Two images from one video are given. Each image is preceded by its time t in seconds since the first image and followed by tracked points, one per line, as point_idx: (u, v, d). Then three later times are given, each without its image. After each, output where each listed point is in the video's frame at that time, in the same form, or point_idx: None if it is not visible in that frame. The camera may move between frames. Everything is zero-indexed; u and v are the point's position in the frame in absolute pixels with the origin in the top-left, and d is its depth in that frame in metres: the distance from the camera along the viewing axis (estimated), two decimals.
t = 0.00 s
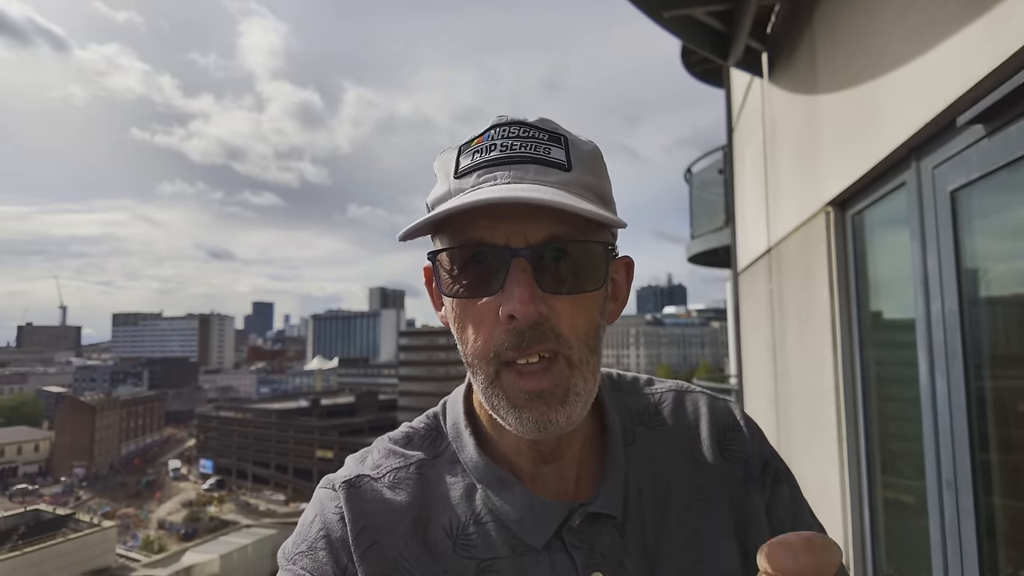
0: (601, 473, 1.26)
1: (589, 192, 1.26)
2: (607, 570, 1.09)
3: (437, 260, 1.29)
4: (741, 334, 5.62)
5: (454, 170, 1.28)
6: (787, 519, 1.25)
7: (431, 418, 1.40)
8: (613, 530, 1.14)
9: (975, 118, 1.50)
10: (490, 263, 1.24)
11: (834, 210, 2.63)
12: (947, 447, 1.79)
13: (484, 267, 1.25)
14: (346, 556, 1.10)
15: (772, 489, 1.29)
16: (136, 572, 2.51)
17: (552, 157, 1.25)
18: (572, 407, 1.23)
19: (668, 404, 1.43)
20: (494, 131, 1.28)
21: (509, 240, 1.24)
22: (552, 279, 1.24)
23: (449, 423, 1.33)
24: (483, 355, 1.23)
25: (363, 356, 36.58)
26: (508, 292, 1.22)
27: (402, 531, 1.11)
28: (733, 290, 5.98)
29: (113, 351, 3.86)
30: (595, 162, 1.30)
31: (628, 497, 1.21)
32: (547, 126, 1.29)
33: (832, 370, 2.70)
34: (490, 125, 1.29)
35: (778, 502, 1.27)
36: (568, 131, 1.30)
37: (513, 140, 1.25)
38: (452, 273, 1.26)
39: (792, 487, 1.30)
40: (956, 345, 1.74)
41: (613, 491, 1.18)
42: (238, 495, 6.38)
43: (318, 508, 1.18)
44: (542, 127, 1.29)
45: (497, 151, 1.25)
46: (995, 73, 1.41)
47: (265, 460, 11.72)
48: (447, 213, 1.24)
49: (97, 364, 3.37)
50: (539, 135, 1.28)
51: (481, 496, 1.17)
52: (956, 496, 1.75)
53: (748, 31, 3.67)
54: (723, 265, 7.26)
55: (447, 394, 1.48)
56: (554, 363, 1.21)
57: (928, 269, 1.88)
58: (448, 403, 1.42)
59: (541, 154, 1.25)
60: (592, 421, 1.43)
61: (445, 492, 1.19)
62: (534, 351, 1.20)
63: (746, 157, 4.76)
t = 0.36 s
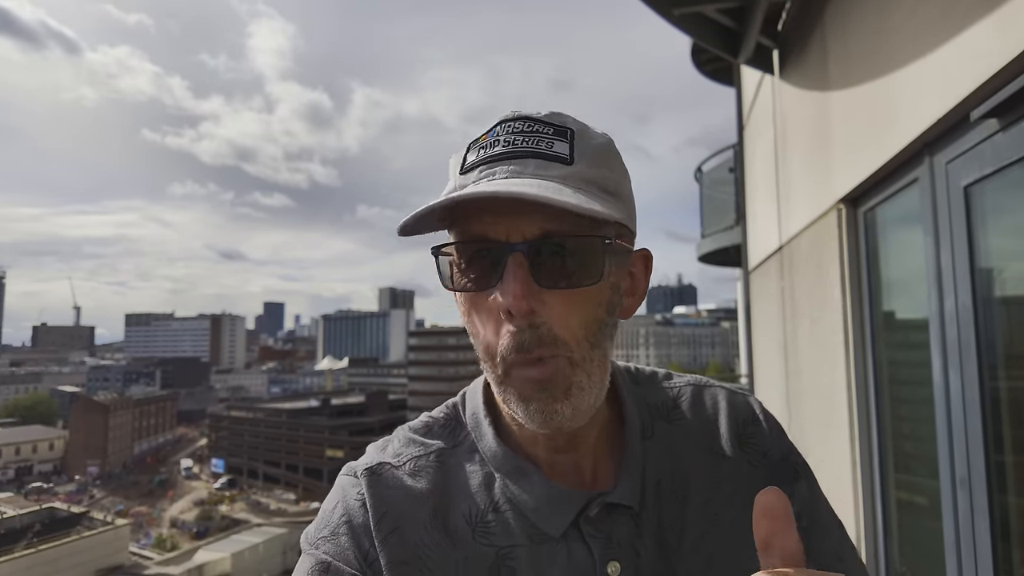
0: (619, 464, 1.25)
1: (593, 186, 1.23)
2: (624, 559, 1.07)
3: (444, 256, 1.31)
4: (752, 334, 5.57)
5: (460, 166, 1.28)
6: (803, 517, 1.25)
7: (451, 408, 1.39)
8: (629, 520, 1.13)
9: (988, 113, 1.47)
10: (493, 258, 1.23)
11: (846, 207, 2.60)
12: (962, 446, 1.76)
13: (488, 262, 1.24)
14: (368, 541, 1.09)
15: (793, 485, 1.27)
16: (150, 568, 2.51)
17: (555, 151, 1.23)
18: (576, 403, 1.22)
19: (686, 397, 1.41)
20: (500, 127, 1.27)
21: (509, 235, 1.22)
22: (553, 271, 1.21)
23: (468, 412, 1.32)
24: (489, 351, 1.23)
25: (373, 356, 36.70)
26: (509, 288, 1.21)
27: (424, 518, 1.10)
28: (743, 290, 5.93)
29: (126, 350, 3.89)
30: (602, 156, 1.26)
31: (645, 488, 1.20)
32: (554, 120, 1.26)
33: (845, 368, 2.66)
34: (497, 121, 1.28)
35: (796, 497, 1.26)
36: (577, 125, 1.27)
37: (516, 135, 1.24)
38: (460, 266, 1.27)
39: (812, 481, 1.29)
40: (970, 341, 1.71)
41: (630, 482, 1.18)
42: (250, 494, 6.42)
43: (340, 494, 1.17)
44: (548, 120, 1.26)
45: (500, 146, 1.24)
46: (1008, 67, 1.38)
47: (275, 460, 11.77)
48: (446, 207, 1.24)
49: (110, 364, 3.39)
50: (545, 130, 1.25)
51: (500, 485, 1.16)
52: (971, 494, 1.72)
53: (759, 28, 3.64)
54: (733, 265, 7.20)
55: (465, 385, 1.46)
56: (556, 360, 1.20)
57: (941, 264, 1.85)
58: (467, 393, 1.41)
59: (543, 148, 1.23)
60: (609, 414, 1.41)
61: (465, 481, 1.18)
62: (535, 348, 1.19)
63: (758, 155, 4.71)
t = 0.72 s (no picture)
0: (645, 470, 1.19)
1: (487, 208, 1.11)
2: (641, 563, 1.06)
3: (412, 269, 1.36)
4: (760, 334, 5.54)
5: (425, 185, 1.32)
6: (846, 534, 1.16)
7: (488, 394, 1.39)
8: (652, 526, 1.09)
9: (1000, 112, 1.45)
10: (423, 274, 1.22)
11: (855, 207, 2.57)
12: (972, 447, 1.74)
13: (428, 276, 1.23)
14: (398, 514, 1.11)
15: (833, 497, 1.19)
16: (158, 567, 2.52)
17: (460, 174, 1.16)
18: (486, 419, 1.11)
19: (727, 400, 1.31)
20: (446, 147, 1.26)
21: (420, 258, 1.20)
22: (459, 290, 1.10)
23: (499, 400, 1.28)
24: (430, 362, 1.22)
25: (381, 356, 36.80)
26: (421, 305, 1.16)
27: (451, 499, 1.12)
28: (751, 290, 5.90)
29: (135, 351, 3.90)
30: (518, 166, 1.12)
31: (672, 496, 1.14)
32: (479, 137, 1.17)
33: (854, 368, 2.62)
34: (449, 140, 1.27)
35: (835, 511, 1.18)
36: (499, 140, 1.14)
37: (441, 159, 1.22)
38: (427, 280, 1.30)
39: (858, 495, 1.20)
40: (980, 339, 1.69)
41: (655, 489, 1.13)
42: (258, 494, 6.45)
43: (375, 468, 1.20)
44: (476, 136, 1.18)
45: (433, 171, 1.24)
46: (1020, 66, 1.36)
47: (283, 460, 11.82)
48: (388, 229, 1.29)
49: (120, 365, 3.39)
50: (465, 148, 1.18)
51: (526, 474, 1.15)
52: (982, 495, 1.70)
53: (766, 28, 3.62)
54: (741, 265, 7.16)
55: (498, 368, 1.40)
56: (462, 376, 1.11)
57: (951, 264, 1.83)
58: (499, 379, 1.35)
59: (450, 172, 1.18)
60: (641, 415, 1.33)
61: (494, 467, 1.19)
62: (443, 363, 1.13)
63: (765, 154, 4.68)
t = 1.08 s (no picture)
0: (662, 473, 1.17)
1: (508, 215, 1.10)
2: (657, 569, 1.04)
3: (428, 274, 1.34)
4: (767, 335, 5.52)
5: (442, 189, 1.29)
6: (859, 539, 1.09)
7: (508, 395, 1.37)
8: (669, 530, 1.07)
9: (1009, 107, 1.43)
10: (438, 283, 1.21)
11: (863, 206, 2.55)
12: (982, 449, 1.72)
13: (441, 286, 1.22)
14: (417, 511, 1.12)
15: (851, 500, 1.12)
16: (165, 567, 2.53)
17: (479, 179, 1.15)
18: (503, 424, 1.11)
19: (750, 401, 1.29)
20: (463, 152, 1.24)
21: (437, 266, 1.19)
22: (479, 296, 1.11)
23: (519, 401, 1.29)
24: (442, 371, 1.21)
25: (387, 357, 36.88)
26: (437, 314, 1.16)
27: (466, 499, 1.12)
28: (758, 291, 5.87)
29: (143, 351, 3.84)
30: (539, 171, 1.10)
31: (689, 499, 1.12)
32: (497, 142, 1.15)
33: (861, 369, 2.60)
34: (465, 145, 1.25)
35: (856, 512, 1.10)
36: (517, 146, 1.12)
37: (459, 165, 1.20)
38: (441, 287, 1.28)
39: (883, 496, 1.12)
40: (991, 339, 1.67)
41: (671, 492, 1.11)
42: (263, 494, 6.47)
43: (394, 467, 1.21)
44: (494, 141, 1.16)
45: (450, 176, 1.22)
46: None
47: (289, 461, 11.85)
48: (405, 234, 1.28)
49: (128, 365, 3.39)
50: (483, 153, 1.16)
51: (542, 476, 1.14)
52: (992, 497, 1.68)
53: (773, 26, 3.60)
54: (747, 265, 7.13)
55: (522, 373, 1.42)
56: (478, 383, 1.11)
57: (961, 263, 1.81)
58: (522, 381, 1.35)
59: (469, 178, 1.17)
60: (662, 418, 1.32)
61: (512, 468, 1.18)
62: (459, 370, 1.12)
63: (772, 153, 4.66)
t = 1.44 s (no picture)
0: (653, 472, 1.17)
1: (625, 180, 1.20)
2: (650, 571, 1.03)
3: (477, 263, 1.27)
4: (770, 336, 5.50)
5: (487, 172, 1.26)
6: (857, 534, 1.08)
7: (497, 406, 1.38)
8: (662, 531, 1.07)
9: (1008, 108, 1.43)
10: (528, 259, 1.21)
11: (864, 207, 2.54)
12: (983, 451, 1.71)
13: (522, 265, 1.21)
14: (407, 526, 1.12)
15: (844, 497, 1.11)
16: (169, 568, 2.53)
17: (583, 147, 1.20)
18: (620, 394, 1.17)
19: (736, 402, 1.30)
20: (523, 130, 1.25)
21: (545, 235, 1.19)
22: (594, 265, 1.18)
23: (509, 411, 1.30)
24: (528, 352, 1.17)
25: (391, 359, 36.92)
26: (549, 287, 1.18)
27: (457, 510, 1.12)
28: (762, 292, 5.85)
29: (148, 352, 3.79)
30: (629, 144, 1.24)
31: (680, 499, 1.12)
32: (576, 118, 1.25)
33: (863, 369, 2.59)
34: (520, 124, 1.26)
35: (849, 509, 1.10)
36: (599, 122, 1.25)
37: (541, 136, 1.21)
38: (493, 273, 1.23)
39: (874, 493, 1.12)
40: (992, 340, 1.66)
41: (663, 492, 1.11)
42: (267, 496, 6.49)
43: (384, 482, 1.22)
44: (571, 119, 1.25)
45: (527, 149, 1.21)
46: None
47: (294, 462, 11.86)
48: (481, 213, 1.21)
49: (133, 366, 3.39)
50: (568, 128, 1.23)
51: (534, 484, 1.14)
52: (994, 499, 1.66)
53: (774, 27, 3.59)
54: (749, 266, 7.11)
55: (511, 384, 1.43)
56: (599, 352, 1.15)
57: (962, 263, 1.80)
58: (509, 393, 1.37)
59: (571, 145, 1.20)
60: (650, 418, 1.32)
61: (501, 479, 1.18)
62: (578, 342, 1.15)
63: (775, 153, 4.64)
